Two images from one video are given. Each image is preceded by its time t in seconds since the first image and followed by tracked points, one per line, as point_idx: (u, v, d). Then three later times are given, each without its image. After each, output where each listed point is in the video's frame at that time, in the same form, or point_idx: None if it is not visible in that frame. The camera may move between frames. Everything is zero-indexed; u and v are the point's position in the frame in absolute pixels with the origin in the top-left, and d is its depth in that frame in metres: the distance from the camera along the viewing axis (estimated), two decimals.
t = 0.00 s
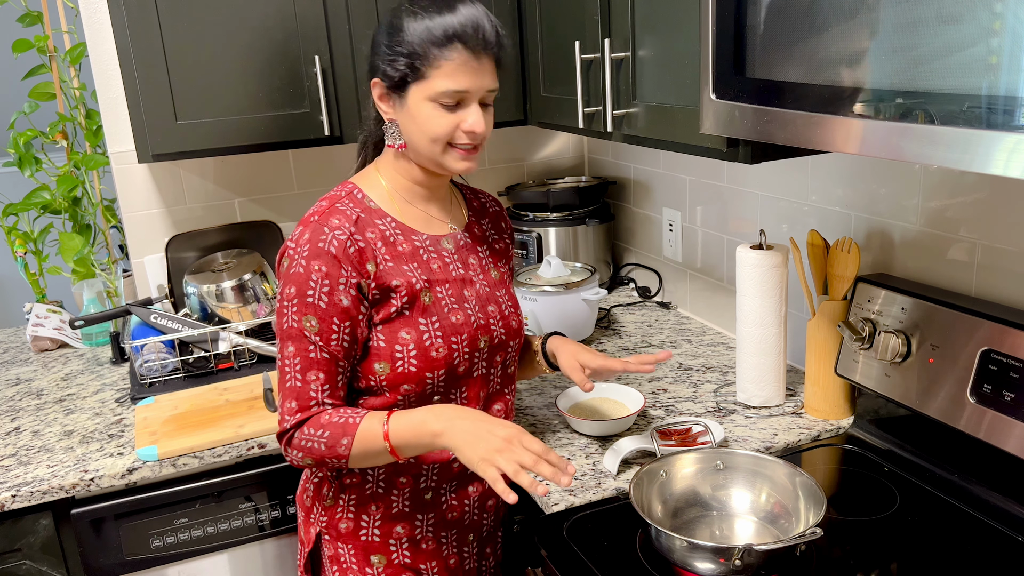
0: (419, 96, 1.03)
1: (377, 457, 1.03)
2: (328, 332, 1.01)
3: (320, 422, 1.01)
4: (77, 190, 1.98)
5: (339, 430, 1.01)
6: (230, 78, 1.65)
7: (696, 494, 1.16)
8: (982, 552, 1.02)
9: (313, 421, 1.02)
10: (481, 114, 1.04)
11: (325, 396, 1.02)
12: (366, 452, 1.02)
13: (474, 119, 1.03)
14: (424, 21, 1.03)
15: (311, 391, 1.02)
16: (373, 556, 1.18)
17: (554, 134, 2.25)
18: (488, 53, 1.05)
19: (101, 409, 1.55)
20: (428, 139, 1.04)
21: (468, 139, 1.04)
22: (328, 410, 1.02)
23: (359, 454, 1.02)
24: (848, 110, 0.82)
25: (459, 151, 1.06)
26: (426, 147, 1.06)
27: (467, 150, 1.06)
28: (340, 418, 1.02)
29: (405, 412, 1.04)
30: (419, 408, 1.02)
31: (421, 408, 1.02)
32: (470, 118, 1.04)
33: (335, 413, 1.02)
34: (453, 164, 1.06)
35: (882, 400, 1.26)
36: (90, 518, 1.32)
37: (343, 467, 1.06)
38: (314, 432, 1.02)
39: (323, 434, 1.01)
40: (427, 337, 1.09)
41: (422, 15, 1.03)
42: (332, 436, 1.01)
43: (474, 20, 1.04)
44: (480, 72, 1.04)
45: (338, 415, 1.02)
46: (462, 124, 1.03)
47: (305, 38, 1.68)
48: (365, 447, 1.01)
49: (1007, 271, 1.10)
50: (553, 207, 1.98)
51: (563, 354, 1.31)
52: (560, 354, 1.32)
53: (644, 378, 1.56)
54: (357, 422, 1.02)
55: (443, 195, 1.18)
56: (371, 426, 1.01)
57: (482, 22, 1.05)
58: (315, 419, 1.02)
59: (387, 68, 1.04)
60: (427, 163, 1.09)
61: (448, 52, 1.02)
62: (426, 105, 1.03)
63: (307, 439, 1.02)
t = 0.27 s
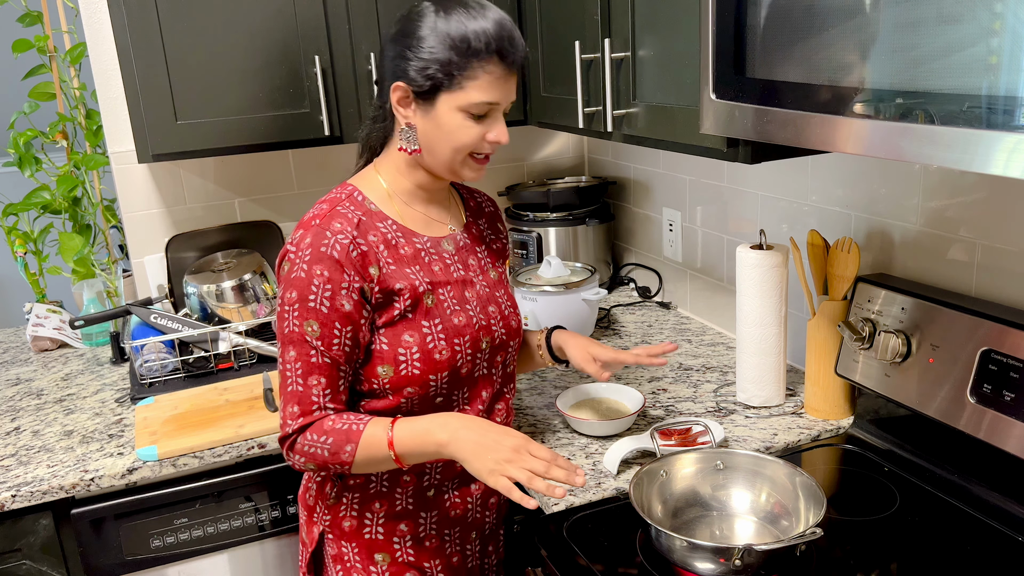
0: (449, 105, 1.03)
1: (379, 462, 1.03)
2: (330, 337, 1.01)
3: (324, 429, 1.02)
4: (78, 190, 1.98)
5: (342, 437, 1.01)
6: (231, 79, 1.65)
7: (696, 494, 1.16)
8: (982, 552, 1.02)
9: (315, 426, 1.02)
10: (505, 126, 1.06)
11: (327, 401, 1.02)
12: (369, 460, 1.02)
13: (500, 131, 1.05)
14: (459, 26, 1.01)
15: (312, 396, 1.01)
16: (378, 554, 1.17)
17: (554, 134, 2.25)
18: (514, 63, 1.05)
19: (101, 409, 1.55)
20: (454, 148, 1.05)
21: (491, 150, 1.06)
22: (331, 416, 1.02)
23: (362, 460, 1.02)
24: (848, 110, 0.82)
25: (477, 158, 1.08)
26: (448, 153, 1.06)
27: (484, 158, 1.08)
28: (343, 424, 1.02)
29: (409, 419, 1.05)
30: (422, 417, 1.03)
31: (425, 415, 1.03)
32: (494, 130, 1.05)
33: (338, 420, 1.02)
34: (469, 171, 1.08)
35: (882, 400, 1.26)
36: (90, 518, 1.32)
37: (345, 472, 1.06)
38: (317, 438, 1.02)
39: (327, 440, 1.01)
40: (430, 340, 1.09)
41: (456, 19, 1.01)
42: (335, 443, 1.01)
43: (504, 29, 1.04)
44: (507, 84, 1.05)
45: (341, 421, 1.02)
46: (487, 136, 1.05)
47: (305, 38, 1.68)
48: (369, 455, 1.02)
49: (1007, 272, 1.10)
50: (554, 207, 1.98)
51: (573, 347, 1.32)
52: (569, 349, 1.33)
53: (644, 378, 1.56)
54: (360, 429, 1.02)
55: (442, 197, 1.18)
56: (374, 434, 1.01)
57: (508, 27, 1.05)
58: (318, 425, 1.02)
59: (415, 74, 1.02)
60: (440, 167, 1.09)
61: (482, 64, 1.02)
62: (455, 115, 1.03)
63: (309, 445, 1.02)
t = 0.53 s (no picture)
0: (471, 116, 1.03)
1: (401, 484, 1.01)
2: (343, 352, 0.98)
3: (341, 450, 0.99)
4: (78, 190, 1.98)
5: (362, 458, 0.99)
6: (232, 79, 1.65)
7: (696, 494, 1.16)
8: (981, 552, 1.02)
9: (331, 448, 0.99)
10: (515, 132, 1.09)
11: (339, 419, 0.99)
12: (391, 480, 1.00)
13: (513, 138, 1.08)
14: (479, 33, 1.01)
15: (324, 414, 0.98)
16: (399, 565, 1.17)
17: (554, 134, 2.25)
18: (530, 67, 1.06)
19: (101, 409, 1.55)
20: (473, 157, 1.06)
21: (502, 156, 1.09)
22: (346, 438, 1.00)
23: (382, 481, 1.00)
24: (848, 110, 0.82)
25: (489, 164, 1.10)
26: (467, 160, 1.07)
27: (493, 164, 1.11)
28: (361, 446, 0.99)
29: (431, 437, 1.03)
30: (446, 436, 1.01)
31: (449, 436, 1.02)
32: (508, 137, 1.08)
33: (355, 440, 1.00)
34: (482, 177, 1.10)
35: (882, 400, 1.26)
36: (90, 518, 1.32)
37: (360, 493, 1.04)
38: (333, 461, 0.99)
39: (345, 462, 0.99)
40: (440, 348, 1.08)
41: (474, 25, 1.01)
42: (354, 465, 0.99)
43: (517, 34, 1.05)
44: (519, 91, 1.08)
45: (358, 442, 1.00)
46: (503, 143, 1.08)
47: (305, 38, 1.68)
48: (391, 475, 1.00)
49: (1008, 272, 1.10)
50: (554, 207, 1.98)
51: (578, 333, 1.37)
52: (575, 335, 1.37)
53: (644, 378, 1.56)
54: (380, 449, 1.00)
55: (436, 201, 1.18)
56: (396, 454, 1.00)
57: (516, 29, 1.06)
58: (335, 447, 0.99)
59: (436, 84, 1.01)
60: (451, 173, 1.09)
61: (502, 74, 1.03)
62: (477, 125, 1.04)
63: (325, 468, 0.99)
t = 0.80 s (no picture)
0: (481, 120, 1.03)
1: (421, 501, 1.00)
2: (354, 367, 0.97)
3: (359, 471, 0.97)
4: (78, 190, 1.98)
5: (382, 478, 0.98)
6: (232, 79, 1.65)
7: (696, 494, 1.17)
8: (981, 552, 1.02)
9: (349, 469, 0.97)
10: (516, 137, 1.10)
11: (353, 437, 0.97)
12: (413, 496, 0.99)
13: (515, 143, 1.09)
14: (492, 37, 1.00)
15: (339, 433, 0.96)
16: None
17: (554, 134, 2.25)
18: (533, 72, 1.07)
19: (101, 409, 1.55)
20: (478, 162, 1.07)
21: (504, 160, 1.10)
22: (363, 458, 0.98)
23: (403, 500, 0.99)
24: (848, 110, 0.82)
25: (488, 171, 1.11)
26: (469, 167, 1.07)
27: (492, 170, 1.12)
28: (380, 465, 0.98)
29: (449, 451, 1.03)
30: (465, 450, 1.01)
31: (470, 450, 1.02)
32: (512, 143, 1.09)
33: (371, 460, 0.98)
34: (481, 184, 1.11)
35: (882, 400, 1.26)
36: (90, 518, 1.32)
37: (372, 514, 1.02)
38: (352, 482, 0.97)
39: (364, 483, 0.97)
40: (448, 359, 1.08)
41: (485, 28, 1.01)
42: (375, 485, 0.98)
43: (523, 37, 1.05)
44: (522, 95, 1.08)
45: (376, 461, 0.98)
46: (506, 150, 1.09)
47: (305, 38, 1.68)
48: (414, 491, 0.99)
49: (1008, 272, 1.10)
50: (554, 207, 1.98)
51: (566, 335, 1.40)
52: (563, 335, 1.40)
53: (643, 378, 1.56)
54: (401, 468, 0.99)
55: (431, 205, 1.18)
56: (417, 470, 0.99)
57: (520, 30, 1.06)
58: (351, 468, 0.97)
59: (448, 87, 1.00)
60: (451, 179, 1.09)
61: (511, 78, 1.03)
62: (484, 132, 1.04)
63: (342, 490, 0.97)
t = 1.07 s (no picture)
0: (475, 124, 1.03)
1: (426, 506, 1.01)
2: (352, 376, 0.97)
3: (364, 478, 0.98)
4: (77, 190, 1.98)
5: (386, 484, 0.99)
6: (232, 79, 1.65)
7: (696, 494, 1.17)
8: (982, 552, 1.02)
9: (354, 477, 0.98)
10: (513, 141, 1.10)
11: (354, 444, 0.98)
12: (417, 503, 1.00)
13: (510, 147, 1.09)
14: (486, 40, 1.00)
15: (340, 441, 0.97)
16: None
17: (554, 134, 2.25)
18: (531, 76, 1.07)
19: (101, 409, 1.55)
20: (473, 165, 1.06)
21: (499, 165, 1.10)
22: (367, 465, 0.99)
23: (408, 505, 1.00)
24: (849, 110, 0.82)
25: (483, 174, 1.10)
26: (462, 171, 1.07)
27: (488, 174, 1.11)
28: (384, 472, 0.99)
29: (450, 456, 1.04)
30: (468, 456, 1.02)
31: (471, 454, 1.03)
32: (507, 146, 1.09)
33: (374, 467, 0.99)
34: (476, 188, 1.11)
35: (882, 400, 1.26)
36: (90, 518, 1.32)
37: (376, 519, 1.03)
38: (357, 490, 0.98)
39: (369, 490, 0.98)
40: (439, 368, 1.08)
41: (480, 31, 1.00)
42: (379, 491, 0.98)
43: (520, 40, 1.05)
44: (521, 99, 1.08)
45: (380, 468, 0.99)
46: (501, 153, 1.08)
47: (305, 38, 1.68)
48: (418, 498, 0.99)
49: (1008, 272, 1.10)
50: (554, 207, 1.99)
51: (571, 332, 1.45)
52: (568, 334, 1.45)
53: (644, 378, 1.56)
54: (404, 474, 0.99)
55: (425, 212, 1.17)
56: (421, 476, 1.00)
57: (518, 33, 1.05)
58: (355, 475, 0.98)
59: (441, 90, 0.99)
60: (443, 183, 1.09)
61: (508, 83, 1.03)
62: (477, 134, 1.04)
63: (347, 497, 0.98)
